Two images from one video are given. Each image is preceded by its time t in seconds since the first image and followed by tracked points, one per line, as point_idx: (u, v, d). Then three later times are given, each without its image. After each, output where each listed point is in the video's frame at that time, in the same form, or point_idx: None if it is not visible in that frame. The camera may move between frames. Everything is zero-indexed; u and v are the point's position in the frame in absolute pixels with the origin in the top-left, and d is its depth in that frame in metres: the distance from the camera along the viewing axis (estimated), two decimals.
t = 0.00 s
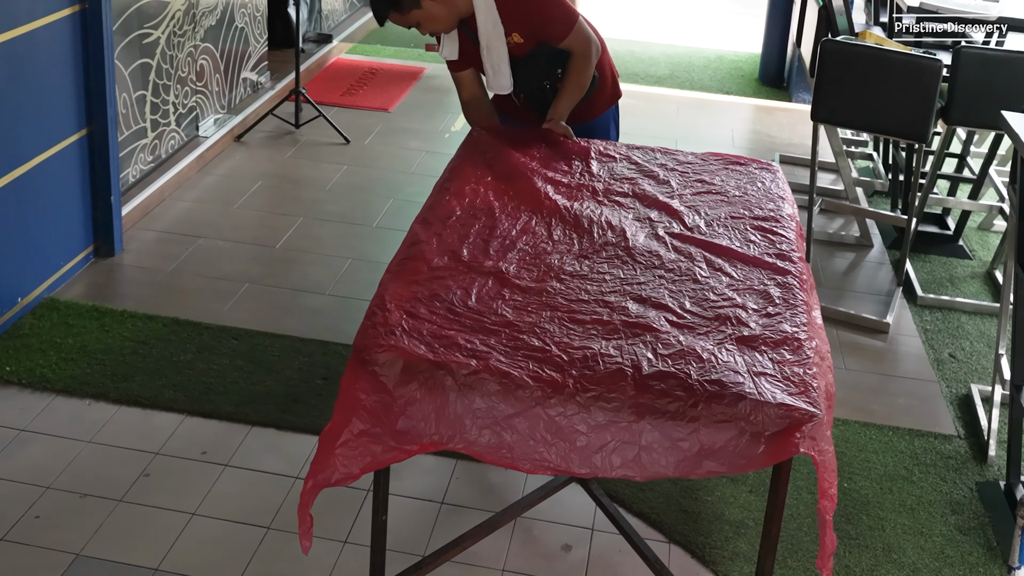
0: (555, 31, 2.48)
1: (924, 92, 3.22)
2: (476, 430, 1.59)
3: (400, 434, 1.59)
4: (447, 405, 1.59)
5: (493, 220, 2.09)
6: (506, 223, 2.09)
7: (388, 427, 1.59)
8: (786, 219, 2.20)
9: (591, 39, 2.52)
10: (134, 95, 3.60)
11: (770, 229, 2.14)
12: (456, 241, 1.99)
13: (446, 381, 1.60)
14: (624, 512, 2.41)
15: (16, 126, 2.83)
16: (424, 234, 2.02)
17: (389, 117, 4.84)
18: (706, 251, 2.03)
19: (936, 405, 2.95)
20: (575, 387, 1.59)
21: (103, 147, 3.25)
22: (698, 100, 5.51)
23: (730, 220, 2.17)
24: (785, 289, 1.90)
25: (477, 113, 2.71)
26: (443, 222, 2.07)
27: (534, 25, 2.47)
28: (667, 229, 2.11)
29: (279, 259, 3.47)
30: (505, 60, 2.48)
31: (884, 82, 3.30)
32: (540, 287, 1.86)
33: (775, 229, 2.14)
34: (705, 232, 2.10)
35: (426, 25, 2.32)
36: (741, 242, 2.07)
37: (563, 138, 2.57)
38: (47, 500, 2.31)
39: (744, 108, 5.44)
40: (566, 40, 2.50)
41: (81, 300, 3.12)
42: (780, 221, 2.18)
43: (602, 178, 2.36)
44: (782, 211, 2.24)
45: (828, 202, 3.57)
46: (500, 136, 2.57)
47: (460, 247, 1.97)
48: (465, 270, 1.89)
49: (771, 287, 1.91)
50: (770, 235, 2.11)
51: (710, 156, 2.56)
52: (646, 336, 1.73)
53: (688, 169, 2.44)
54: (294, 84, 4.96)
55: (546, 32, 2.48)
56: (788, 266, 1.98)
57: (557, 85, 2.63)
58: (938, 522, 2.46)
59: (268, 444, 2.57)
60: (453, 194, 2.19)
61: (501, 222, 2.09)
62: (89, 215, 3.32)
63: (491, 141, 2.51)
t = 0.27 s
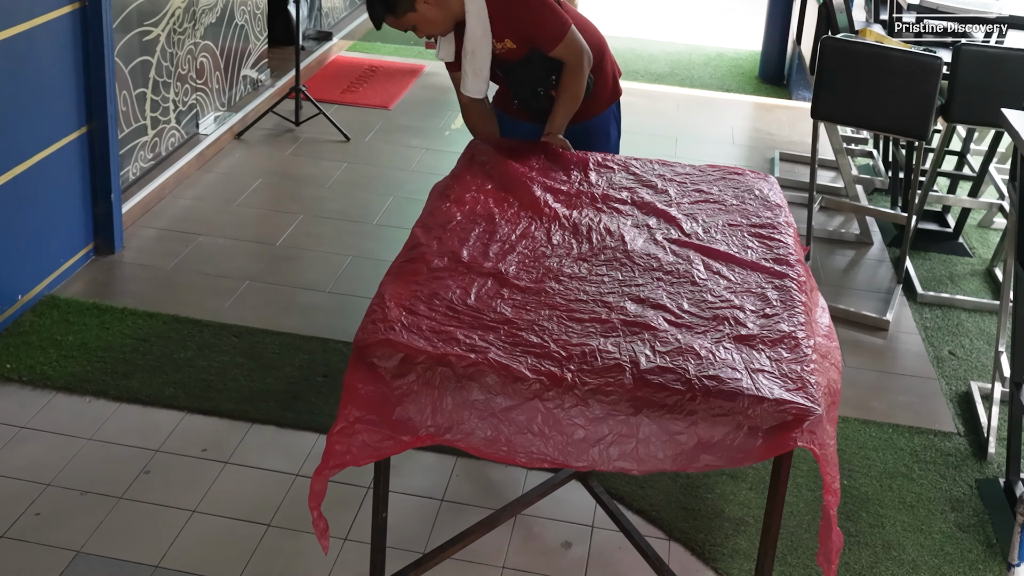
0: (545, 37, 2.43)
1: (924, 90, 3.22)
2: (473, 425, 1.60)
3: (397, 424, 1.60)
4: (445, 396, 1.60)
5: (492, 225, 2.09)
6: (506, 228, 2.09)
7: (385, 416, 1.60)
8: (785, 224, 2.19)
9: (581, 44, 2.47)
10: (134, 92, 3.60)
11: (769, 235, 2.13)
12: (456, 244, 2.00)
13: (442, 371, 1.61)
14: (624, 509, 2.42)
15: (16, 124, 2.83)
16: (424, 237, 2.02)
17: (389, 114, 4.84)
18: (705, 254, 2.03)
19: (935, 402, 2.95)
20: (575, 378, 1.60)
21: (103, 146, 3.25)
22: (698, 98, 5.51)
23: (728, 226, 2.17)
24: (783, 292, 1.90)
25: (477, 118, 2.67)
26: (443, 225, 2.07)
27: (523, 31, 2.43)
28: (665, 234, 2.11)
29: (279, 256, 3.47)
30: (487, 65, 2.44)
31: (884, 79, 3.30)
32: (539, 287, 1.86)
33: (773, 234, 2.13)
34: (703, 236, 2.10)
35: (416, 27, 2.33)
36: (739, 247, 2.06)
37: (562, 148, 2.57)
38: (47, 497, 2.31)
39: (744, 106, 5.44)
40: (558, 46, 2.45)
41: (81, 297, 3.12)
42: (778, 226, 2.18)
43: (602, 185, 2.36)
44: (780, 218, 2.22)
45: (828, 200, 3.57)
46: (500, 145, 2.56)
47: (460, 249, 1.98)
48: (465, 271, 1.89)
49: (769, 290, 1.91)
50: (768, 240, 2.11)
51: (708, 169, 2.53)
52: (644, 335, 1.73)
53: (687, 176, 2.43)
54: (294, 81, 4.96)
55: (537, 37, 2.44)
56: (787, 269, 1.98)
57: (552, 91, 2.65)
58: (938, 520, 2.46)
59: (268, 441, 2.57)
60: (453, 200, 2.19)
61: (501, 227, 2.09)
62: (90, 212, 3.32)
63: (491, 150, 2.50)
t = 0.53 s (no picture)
0: (537, 24, 2.45)
1: (924, 88, 3.23)
2: (473, 422, 1.60)
3: (397, 421, 1.60)
4: (445, 394, 1.60)
5: (492, 223, 2.09)
6: (506, 226, 2.09)
7: (385, 413, 1.60)
8: (785, 223, 2.19)
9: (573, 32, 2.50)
10: (134, 90, 3.60)
11: (769, 232, 2.13)
12: (456, 242, 2.00)
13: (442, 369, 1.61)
14: (625, 506, 2.42)
15: (16, 121, 2.84)
16: (424, 235, 2.02)
17: (389, 112, 4.84)
18: (704, 252, 2.03)
19: (935, 400, 2.95)
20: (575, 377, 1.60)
21: (103, 142, 3.25)
22: (698, 96, 5.51)
23: (728, 223, 2.17)
24: (783, 289, 1.90)
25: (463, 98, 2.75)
26: (444, 224, 2.07)
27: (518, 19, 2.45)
28: (665, 232, 2.11)
29: (279, 253, 3.47)
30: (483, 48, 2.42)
31: (884, 77, 3.31)
32: (540, 285, 1.87)
33: (773, 233, 2.13)
34: (703, 234, 2.10)
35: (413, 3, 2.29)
36: (739, 245, 2.06)
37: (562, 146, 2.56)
38: (48, 495, 2.31)
39: (744, 103, 5.44)
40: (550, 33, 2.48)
41: (82, 295, 3.12)
42: (778, 224, 2.18)
43: (602, 183, 2.35)
44: (780, 216, 2.22)
45: (828, 197, 3.57)
46: (499, 143, 2.56)
47: (460, 247, 1.98)
48: (465, 269, 1.89)
49: (769, 287, 1.91)
50: (768, 238, 2.11)
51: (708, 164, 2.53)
52: (644, 332, 1.73)
53: (687, 174, 2.43)
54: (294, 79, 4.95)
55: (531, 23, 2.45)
56: (786, 267, 1.98)
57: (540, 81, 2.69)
58: (938, 517, 2.46)
59: (268, 438, 2.57)
60: (453, 199, 2.19)
61: (501, 225, 2.09)
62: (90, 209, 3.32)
63: (491, 149, 2.50)
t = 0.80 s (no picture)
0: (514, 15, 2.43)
1: (925, 87, 3.23)
2: (473, 422, 1.60)
3: (397, 420, 1.61)
4: (445, 392, 1.60)
5: (493, 222, 2.09)
6: (506, 225, 2.09)
7: (385, 412, 1.60)
8: (785, 223, 2.19)
9: (552, 32, 2.50)
10: (134, 89, 3.59)
11: (769, 232, 2.13)
12: (456, 241, 2.00)
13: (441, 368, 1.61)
14: (625, 505, 2.42)
15: (16, 121, 2.83)
16: (424, 234, 2.02)
17: (389, 111, 4.84)
18: (705, 251, 2.03)
19: (935, 399, 2.95)
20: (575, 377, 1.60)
21: (103, 141, 3.25)
22: (698, 95, 5.51)
23: (729, 222, 2.16)
24: (783, 289, 1.90)
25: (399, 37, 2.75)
26: (444, 223, 2.07)
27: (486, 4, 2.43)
28: (665, 231, 2.10)
29: (279, 253, 3.47)
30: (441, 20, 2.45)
31: (884, 76, 3.31)
32: (540, 284, 1.87)
33: (774, 232, 2.13)
34: (704, 233, 2.10)
35: None
36: (740, 244, 2.06)
37: (562, 145, 2.56)
38: (48, 494, 2.31)
39: (744, 102, 5.44)
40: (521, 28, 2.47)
41: (82, 294, 3.12)
42: (779, 224, 2.18)
43: (603, 182, 2.35)
44: (781, 215, 2.22)
45: (828, 196, 3.57)
46: (499, 142, 2.56)
47: (460, 246, 1.98)
48: (465, 268, 1.89)
49: (770, 287, 1.91)
50: (768, 237, 2.11)
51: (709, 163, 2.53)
52: (645, 331, 1.73)
53: (688, 173, 2.43)
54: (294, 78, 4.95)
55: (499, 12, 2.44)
56: (787, 266, 1.98)
57: (473, 80, 2.56)
58: (938, 515, 2.46)
59: (268, 437, 2.57)
60: (454, 199, 2.19)
61: (501, 224, 2.09)
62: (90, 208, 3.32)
63: (491, 147, 2.50)
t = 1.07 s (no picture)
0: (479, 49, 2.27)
1: (924, 88, 3.23)
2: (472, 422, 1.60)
3: (397, 420, 1.61)
4: (445, 393, 1.60)
5: (493, 222, 2.09)
6: (506, 225, 2.09)
7: (385, 412, 1.60)
8: (786, 223, 2.19)
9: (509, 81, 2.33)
10: (134, 90, 3.59)
11: (769, 232, 2.13)
12: (456, 241, 2.00)
13: (441, 367, 1.61)
14: (625, 506, 2.42)
15: (16, 121, 2.83)
16: (424, 234, 2.02)
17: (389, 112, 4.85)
18: (705, 252, 2.03)
19: (935, 399, 2.95)
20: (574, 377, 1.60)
21: (103, 142, 3.25)
22: (698, 95, 5.51)
23: (729, 223, 2.16)
24: (783, 289, 1.90)
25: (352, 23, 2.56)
26: (444, 223, 2.07)
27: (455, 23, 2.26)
28: (666, 232, 2.10)
29: (280, 253, 3.47)
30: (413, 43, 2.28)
31: (884, 77, 3.31)
32: (540, 284, 1.86)
33: (774, 233, 2.13)
34: (704, 233, 2.10)
35: None
36: (740, 245, 2.06)
37: (562, 146, 2.56)
38: (48, 494, 2.31)
39: (744, 103, 5.44)
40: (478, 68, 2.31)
41: (82, 294, 3.12)
42: (779, 224, 2.18)
43: (603, 183, 2.35)
44: (781, 216, 2.22)
45: (828, 197, 3.57)
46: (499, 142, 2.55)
47: (460, 246, 1.98)
48: (465, 268, 1.89)
49: (770, 287, 1.90)
50: (768, 238, 2.11)
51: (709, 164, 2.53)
52: (645, 332, 1.73)
53: (689, 174, 2.42)
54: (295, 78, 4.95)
55: (466, 38, 2.27)
56: (787, 267, 1.98)
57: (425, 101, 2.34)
58: (938, 516, 2.46)
59: (268, 438, 2.57)
60: (454, 199, 2.19)
61: (501, 224, 2.09)
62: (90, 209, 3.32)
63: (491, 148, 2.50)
